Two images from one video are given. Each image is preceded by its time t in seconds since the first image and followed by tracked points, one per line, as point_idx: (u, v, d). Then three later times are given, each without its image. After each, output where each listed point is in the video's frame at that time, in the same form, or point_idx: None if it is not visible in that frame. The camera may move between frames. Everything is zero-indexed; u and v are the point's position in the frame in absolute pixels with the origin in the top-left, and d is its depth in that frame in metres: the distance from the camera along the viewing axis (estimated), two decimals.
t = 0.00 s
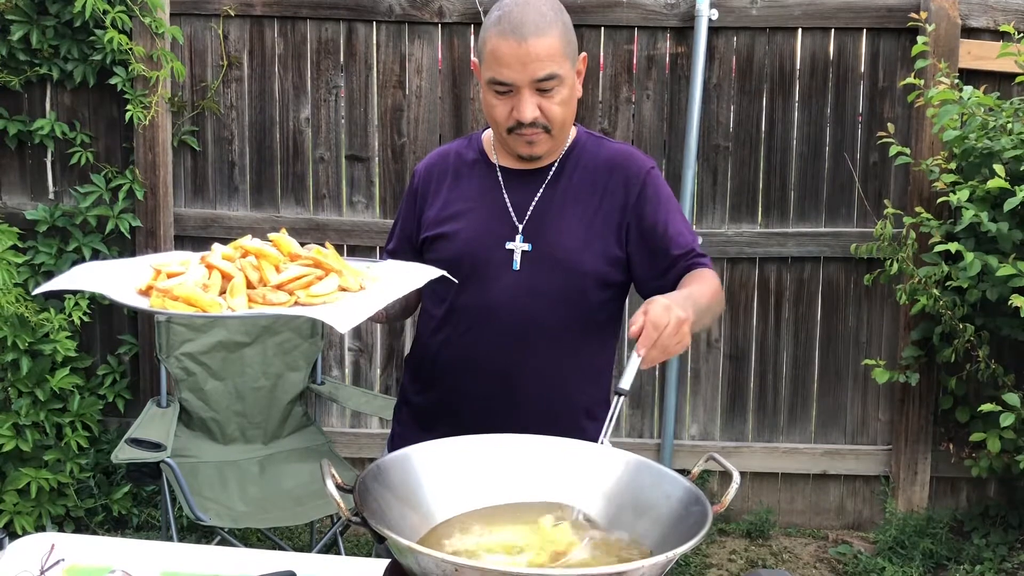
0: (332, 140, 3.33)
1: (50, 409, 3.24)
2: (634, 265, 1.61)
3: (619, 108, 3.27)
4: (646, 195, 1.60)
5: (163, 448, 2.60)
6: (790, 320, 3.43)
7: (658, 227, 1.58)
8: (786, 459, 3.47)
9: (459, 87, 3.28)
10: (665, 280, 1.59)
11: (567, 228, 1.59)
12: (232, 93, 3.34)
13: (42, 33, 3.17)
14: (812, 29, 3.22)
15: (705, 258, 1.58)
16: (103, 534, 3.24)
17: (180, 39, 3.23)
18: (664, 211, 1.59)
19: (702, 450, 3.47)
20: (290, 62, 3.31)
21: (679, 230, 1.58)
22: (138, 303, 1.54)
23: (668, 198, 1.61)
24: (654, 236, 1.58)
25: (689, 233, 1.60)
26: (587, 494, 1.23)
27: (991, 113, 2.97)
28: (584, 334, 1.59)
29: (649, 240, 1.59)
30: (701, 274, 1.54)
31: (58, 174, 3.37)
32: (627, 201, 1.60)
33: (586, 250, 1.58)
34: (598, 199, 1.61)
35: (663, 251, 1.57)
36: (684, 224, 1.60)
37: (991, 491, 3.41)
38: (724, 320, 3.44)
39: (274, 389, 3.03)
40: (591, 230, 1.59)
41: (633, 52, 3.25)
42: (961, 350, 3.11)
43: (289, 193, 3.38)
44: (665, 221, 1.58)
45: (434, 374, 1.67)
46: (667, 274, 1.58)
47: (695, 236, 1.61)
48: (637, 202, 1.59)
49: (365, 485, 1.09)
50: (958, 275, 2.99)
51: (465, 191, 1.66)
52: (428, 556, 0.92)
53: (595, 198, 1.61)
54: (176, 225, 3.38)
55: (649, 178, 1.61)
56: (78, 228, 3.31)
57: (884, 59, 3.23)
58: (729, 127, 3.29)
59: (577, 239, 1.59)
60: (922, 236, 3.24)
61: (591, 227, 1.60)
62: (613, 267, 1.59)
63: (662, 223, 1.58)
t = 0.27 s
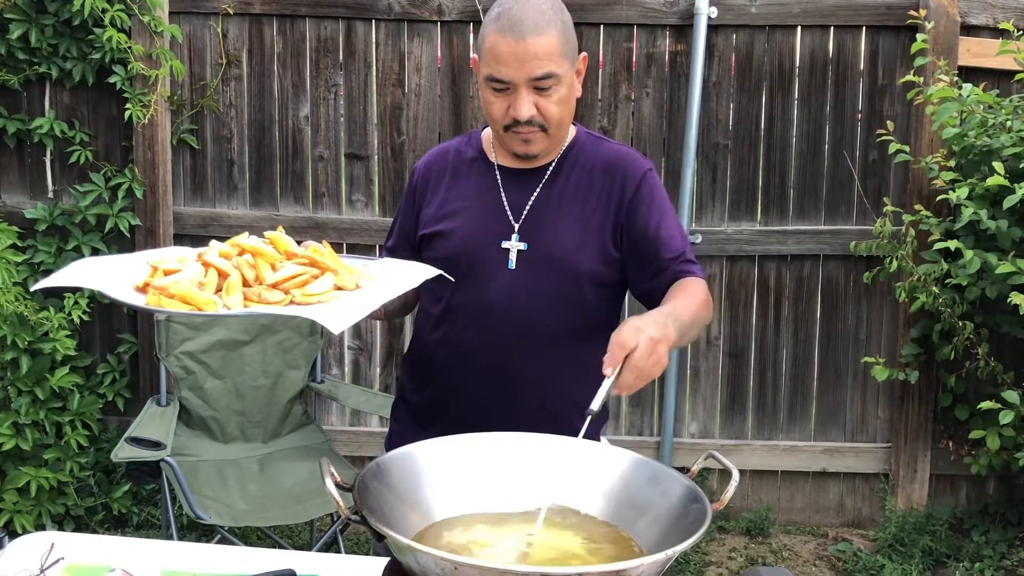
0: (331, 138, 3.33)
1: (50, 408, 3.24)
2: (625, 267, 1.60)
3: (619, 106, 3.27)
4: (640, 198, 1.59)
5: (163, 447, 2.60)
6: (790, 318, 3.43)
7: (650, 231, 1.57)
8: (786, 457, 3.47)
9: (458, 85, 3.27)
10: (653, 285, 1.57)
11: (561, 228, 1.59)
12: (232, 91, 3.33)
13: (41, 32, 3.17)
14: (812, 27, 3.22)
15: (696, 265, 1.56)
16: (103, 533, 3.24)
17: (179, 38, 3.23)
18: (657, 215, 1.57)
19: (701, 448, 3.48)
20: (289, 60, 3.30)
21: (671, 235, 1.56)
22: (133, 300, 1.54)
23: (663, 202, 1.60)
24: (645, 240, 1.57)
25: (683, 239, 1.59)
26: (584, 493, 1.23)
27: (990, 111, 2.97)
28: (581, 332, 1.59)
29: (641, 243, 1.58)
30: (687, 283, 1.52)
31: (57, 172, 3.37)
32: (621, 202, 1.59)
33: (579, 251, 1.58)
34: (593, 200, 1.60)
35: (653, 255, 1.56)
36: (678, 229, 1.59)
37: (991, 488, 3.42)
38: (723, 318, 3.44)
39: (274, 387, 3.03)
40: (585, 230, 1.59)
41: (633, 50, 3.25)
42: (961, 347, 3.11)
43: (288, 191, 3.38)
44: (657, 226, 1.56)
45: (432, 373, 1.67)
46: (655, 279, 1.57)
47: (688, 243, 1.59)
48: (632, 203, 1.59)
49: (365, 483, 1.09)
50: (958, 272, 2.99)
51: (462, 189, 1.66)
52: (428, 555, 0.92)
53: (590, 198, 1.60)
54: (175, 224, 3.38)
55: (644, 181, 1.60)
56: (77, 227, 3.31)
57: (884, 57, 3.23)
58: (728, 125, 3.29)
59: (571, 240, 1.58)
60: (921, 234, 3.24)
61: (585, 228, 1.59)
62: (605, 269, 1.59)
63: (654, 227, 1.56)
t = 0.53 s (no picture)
0: (333, 137, 3.33)
1: (52, 406, 3.25)
2: (628, 267, 1.60)
3: (620, 105, 3.27)
4: (643, 198, 1.58)
5: (165, 446, 2.60)
6: (791, 317, 3.43)
7: (653, 232, 1.56)
8: (787, 455, 3.47)
9: (459, 84, 3.27)
10: (657, 286, 1.57)
11: (562, 229, 1.59)
12: (233, 90, 3.33)
13: (42, 31, 3.17)
14: (813, 25, 3.21)
15: (702, 264, 1.56)
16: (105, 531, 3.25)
17: (180, 37, 3.23)
18: (661, 216, 1.57)
19: (703, 446, 3.48)
20: (290, 59, 3.30)
21: (675, 235, 1.56)
22: (130, 293, 1.54)
23: (666, 202, 1.59)
24: (649, 241, 1.57)
25: (687, 238, 1.58)
26: (584, 492, 1.23)
27: (991, 109, 2.97)
28: (581, 331, 1.59)
29: (644, 244, 1.57)
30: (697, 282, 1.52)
31: (59, 171, 3.37)
32: (623, 203, 1.59)
33: (580, 251, 1.58)
34: (594, 200, 1.60)
35: (657, 256, 1.56)
36: (682, 228, 1.59)
37: (992, 486, 3.42)
38: (725, 317, 3.44)
39: (276, 385, 3.03)
40: (586, 231, 1.59)
41: (634, 48, 3.24)
42: (962, 346, 3.11)
43: (290, 190, 3.38)
44: (660, 226, 1.56)
45: (432, 371, 1.67)
46: (659, 279, 1.56)
47: (692, 243, 1.59)
48: (634, 203, 1.58)
49: (367, 481, 1.10)
50: (960, 271, 2.98)
51: (463, 188, 1.67)
52: (431, 553, 0.92)
53: (591, 199, 1.60)
54: (177, 222, 3.38)
55: (647, 181, 1.59)
56: (79, 225, 3.32)
57: (885, 55, 3.23)
58: (729, 124, 3.29)
59: (572, 240, 1.58)
60: (922, 233, 3.24)
61: (586, 228, 1.59)
62: (606, 269, 1.59)
63: (657, 228, 1.56)
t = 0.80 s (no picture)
0: (336, 136, 3.33)
1: (55, 405, 3.25)
2: (633, 268, 1.60)
3: (623, 104, 3.27)
4: (648, 198, 1.59)
5: (169, 444, 2.60)
6: (794, 316, 3.43)
7: (659, 232, 1.57)
8: (791, 455, 3.47)
9: (463, 83, 3.27)
10: (663, 286, 1.57)
11: (566, 228, 1.59)
12: (237, 89, 3.34)
13: (46, 30, 3.17)
14: (817, 24, 3.21)
15: (707, 265, 1.57)
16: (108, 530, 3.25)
17: (184, 36, 3.23)
18: (666, 216, 1.58)
19: (706, 446, 3.48)
20: (294, 58, 3.31)
21: (681, 236, 1.57)
22: (132, 289, 1.54)
23: (670, 202, 1.60)
24: (654, 241, 1.57)
25: (693, 239, 1.59)
26: (588, 491, 1.23)
27: (996, 109, 2.96)
28: (584, 331, 1.59)
29: (649, 245, 1.58)
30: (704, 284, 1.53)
31: (62, 170, 3.37)
32: (628, 203, 1.59)
33: (585, 251, 1.58)
34: (598, 200, 1.60)
35: (664, 256, 1.56)
36: (688, 229, 1.59)
37: (995, 486, 3.41)
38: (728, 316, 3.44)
39: (279, 385, 3.03)
40: (591, 231, 1.59)
41: (638, 47, 3.24)
42: (966, 345, 3.11)
43: (293, 189, 3.38)
44: (666, 227, 1.57)
45: (435, 371, 1.67)
46: (665, 280, 1.57)
47: (697, 243, 1.60)
48: (639, 203, 1.59)
49: (371, 480, 1.10)
50: (964, 270, 2.98)
51: (466, 187, 1.67)
52: (436, 552, 0.93)
53: (596, 199, 1.60)
54: (181, 221, 3.38)
55: (652, 181, 1.59)
56: (83, 224, 3.32)
57: (889, 54, 3.23)
58: (733, 123, 3.29)
59: (576, 240, 1.58)
60: (926, 232, 3.24)
61: (591, 228, 1.59)
62: (611, 269, 1.59)
63: (663, 228, 1.56)
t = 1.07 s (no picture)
0: (339, 137, 3.33)
1: (58, 405, 3.26)
2: (634, 269, 1.61)
3: (626, 105, 3.27)
4: (649, 200, 1.59)
5: (171, 445, 2.60)
6: (797, 318, 3.43)
7: (660, 235, 1.57)
8: (793, 457, 3.47)
9: (466, 84, 3.28)
10: (663, 287, 1.58)
11: (569, 230, 1.59)
12: (240, 90, 3.34)
13: (49, 30, 3.18)
14: (820, 26, 3.21)
15: (706, 269, 1.58)
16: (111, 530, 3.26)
17: (187, 36, 3.23)
18: (667, 219, 1.58)
19: (708, 447, 3.47)
20: (297, 58, 3.31)
21: (681, 239, 1.58)
22: (141, 295, 1.54)
23: (671, 204, 1.60)
24: (655, 244, 1.58)
25: (693, 242, 1.60)
26: (591, 492, 1.23)
27: (999, 110, 2.96)
28: (588, 332, 1.59)
29: (650, 247, 1.58)
30: (703, 288, 1.54)
31: (66, 170, 3.37)
32: (630, 205, 1.59)
33: (588, 253, 1.57)
34: (601, 201, 1.60)
35: (664, 259, 1.57)
36: (687, 232, 1.60)
37: (998, 488, 3.41)
38: (731, 318, 3.44)
39: (281, 385, 3.03)
40: (594, 232, 1.59)
41: (640, 48, 3.24)
42: (969, 347, 3.11)
43: (296, 190, 3.38)
44: (667, 230, 1.57)
45: (438, 372, 1.67)
46: (664, 282, 1.58)
47: (696, 246, 1.61)
48: (641, 204, 1.59)
49: (374, 482, 1.10)
50: (967, 272, 2.98)
51: (468, 188, 1.66)
52: (438, 553, 0.93)
53: (598, 200, 1.60)
54: (183, 222, 3.39)
55: (653, 183, 1.60)
56: (86, 224, 3.32)
57: (892, 56, 3.22)
58: (736, 124, 3.29)
59: (579, 241, 1.58)
60: (929, 234, 3.23)
61: (593, 230, 1.59)
62: (613, 271, 1.59)
63: (664, 231, 1.57)
